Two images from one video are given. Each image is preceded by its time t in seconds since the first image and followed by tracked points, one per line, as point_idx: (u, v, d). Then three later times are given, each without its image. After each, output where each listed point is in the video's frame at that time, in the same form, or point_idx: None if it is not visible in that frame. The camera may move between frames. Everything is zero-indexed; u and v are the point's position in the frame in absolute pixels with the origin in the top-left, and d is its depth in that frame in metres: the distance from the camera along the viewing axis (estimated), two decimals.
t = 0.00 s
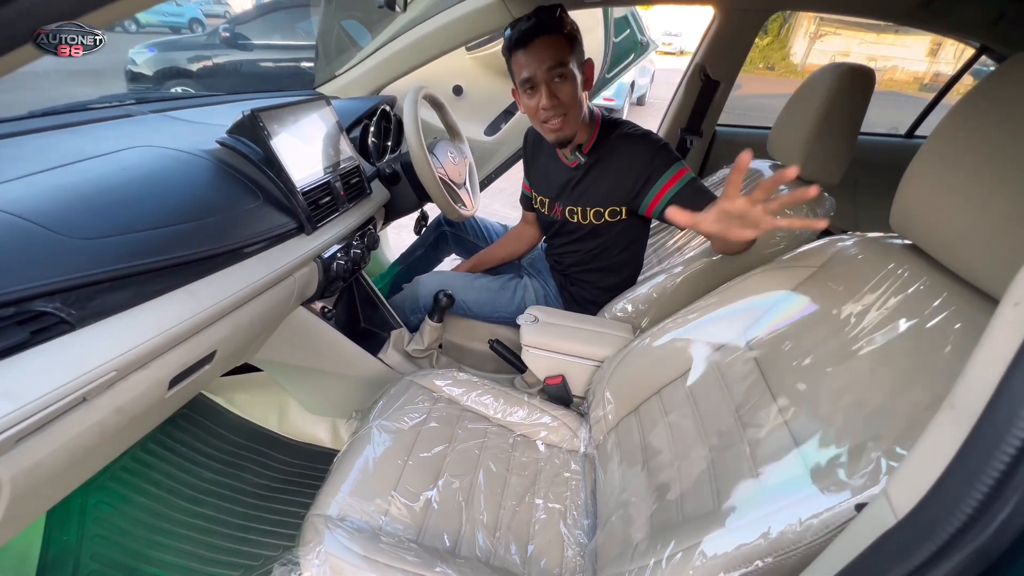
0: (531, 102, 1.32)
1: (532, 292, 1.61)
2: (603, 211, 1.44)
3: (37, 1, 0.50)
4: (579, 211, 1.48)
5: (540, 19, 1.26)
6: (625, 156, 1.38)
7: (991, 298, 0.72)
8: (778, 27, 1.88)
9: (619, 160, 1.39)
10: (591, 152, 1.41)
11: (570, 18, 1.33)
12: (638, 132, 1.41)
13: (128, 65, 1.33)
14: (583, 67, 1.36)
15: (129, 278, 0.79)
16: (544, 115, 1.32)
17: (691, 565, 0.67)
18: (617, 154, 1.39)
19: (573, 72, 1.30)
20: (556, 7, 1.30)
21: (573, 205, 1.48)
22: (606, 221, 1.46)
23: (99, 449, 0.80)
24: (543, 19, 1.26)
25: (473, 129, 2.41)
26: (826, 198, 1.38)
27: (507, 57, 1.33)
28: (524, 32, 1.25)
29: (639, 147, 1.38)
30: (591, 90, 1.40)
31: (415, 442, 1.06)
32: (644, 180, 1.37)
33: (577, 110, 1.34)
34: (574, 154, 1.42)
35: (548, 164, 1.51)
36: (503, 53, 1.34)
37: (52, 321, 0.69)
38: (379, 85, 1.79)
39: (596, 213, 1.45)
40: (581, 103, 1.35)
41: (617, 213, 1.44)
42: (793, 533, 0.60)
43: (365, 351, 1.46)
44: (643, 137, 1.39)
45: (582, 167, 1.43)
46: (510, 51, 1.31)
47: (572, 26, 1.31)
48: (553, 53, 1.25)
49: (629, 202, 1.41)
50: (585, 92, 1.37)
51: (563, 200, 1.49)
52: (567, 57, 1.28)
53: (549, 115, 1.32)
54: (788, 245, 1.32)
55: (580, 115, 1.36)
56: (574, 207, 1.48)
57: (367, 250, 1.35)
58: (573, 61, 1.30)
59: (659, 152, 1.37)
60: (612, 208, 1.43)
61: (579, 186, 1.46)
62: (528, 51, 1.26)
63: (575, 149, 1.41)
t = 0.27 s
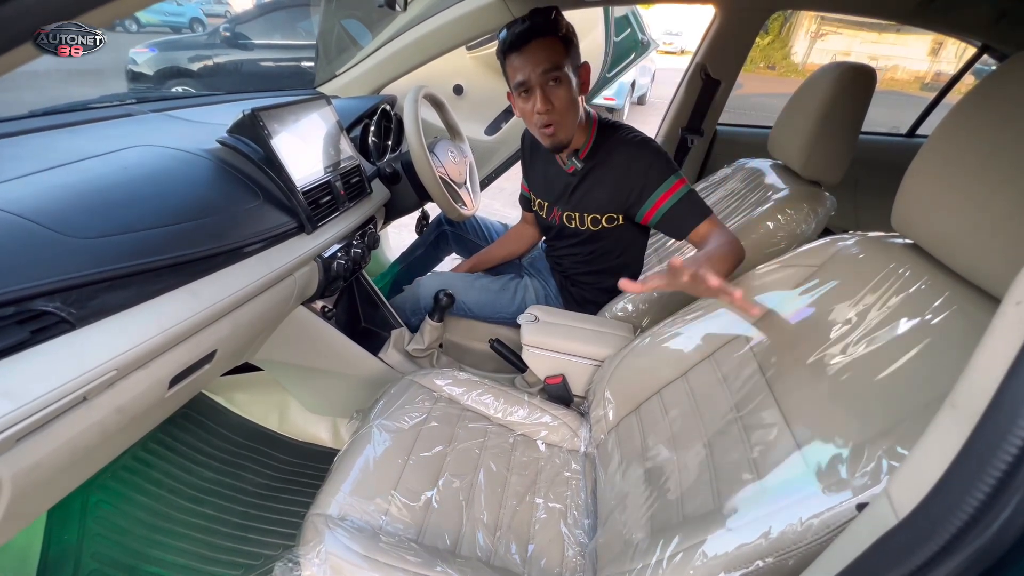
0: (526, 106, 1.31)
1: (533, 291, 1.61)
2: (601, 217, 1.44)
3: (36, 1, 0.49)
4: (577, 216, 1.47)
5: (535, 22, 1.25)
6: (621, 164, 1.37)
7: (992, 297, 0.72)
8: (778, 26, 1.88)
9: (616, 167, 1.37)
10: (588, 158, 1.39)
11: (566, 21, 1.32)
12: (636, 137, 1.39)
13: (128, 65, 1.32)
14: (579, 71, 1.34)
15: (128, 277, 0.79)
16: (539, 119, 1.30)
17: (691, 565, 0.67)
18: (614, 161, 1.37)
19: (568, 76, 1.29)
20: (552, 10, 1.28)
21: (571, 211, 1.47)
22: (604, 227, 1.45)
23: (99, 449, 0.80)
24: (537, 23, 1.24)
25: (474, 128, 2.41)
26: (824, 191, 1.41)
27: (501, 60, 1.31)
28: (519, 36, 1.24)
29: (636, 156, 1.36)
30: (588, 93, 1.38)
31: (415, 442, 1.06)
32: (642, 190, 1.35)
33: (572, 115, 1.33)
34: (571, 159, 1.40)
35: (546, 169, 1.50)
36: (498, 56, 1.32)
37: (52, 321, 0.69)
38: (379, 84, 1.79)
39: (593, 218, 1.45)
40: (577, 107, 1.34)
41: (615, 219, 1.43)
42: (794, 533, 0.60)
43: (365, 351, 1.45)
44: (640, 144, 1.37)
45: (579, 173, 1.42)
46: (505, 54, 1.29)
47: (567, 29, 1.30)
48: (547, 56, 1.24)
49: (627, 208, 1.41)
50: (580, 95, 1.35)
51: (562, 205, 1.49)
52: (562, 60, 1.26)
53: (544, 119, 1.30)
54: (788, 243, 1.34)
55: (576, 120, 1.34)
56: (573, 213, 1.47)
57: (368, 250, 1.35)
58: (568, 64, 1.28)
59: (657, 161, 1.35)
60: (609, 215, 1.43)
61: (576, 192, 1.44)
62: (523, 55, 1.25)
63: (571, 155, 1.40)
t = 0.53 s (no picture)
0: (527, 107, 1.30)
1: (534, 292, 1.61)
2: (601, 221, 1.44)
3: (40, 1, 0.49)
4: (578, 220, 1.47)
5: (538, 24, 1.24)
6: (622, 171, 1.36)
7: (996, 297, 0.72)
8: (780, 26, 1.88)
9: (615, 173, 1.36)
10: (589, 161, 1.38)
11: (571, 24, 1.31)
12: (637, 142, 1.37)
13: (130, 65, 1.31)
14: (582, 73, 1.33)
15: (132, 277, 0.79)
16: (540, 121, 1.30)
17: (694, 565, 0.67)
18: (614, 167, 1.36)
19: (571, 79, 1.28)
20: (557, 13, 1.28)
21: (572, 214, 1.47)
22: (604, 231, 1.45)
23: (102, 449, 0.80)
24: (540, 25, 1.24)
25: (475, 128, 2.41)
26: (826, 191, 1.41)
27: (504, 62, 1.31)
28: (522, 37, 1.23)
29: (636, 163, 1.34)
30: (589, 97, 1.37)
31: (417, 442, 1.06)
32: (643, 197, 1.34)
33: (574, 118, 1.32)
34: (572, 163, 1.40)
35: (548, 171, 1.50)
36: (500, 58, 1.32)
37: (56, 321, 0.69)
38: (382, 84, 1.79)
39: (593, 223, 1.45)
40: (579, 111, 1.33)
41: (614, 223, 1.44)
42: (797, 533, 0.60)
43: (367, 351, 1.46)
44: (641, 150, 1.35)
45: (580, 177, 1.41)
46: (507, 55, 1.29)
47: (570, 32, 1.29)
48: (550, 59, 1.24)
49: (627, 212, 1.41)
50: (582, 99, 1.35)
51: (562, 208, 1.49)
52: (565, 63, 1.25)
53: (546, 122, 1.30)
54: (791, 243, 1.34)
55: (577, 123, 1.33)
56: (573, 216, 1.47)
57: (370, 250, 1.35)
58: (570, 67, 1.27)
59: (657, 167, 1.33)
60: (609, 219, 1.43)
61: (577, 195, 1.44)
62: (525, 56, 1.24)
63: (572, 159, 1.39)
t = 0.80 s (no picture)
0: (534, 105, 1.30)
1: (536, 292, 1.60)
2: (604, 222, 1.44)
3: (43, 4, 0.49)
4: (581, 219, 1.47)
5: (547, 21, 1.23)
6: (625, 171, 1.36)
7: (997, 298, 0.72)
8: (782, 26, 1.88)
9: (619, 174, 1.37)
10: (594, 160, 1.39)
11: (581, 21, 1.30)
12: (643, 143, 1.37)
13: (133, 66, 1.32)
14: (591, 72, 1.32)
15: (136, 278, 0.79)
16: (546, 119, 1.29)
17: (697, 566, 0.67)
18: (618, 167, 1.36)
19: (579, 77, 1.27)
20: (568, 9, 1.26)
21: (575, 214, 1.47)
22: (608, 231, 1.45)
23: (106, 449, 0.80)
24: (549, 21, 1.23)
25: (477, 129, 2.41)
26: (828, 192, 1.41)
27: (512, 57, 1.30)
28: (531, 34, 1.23)
29: (640, 164, 1.34)
30: (595, 95, 1.36)
31: (419, 442, 1.06)
32: (646, 198, 1.34)
33: (580, 116, 1.32)
34: (577, 162, 1.40)
35: (554, 169, 1.50)
36: (509, 54, 1.31)
37: (61, 321, 0.69)
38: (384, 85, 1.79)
39: (597, 223, 1.45)
40: (585, 109, 1.33)
41: (617, 224, 1.44)
42: (800, 534, 0.60)
43: (369, 351, 1.46)
44: (645, 151, 1.35)
45: (584, 176, 1.41)
46: (516, 51, 1.28)
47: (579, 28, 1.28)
48: (558, 57, 1.22)
49: (630, 214, 1.41)
50: (589, 98, 1.34)
51: (566, 207, 1.49)
52: (573, 61, 1.24)
53: (552, 120, 1.29)
54: (792, 244, 1.34)
55: (584, 122, 1.33)
56: (577, 215, 1.47)
57: (372, 250, 1.36)
58: (578, 65, 1.26)
59: (661, 168, 1.33)
60: (612, 220, 1.43)
61: (581, 194, 1.44)
62: (534, 54, 1.23)
63: (577, 158, 1.39)
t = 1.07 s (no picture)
0: (540, 99, 1.34)
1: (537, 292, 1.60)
2: (609, 221, 1.43)
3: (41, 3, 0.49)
4: (586, 218, 1.46)
5: (558, 18, 1.28)
6: (632, 171, 1.35)
7: (1000, 297, 0.72)
8: (782, 25, 1.89)
9: (626, 173, 1.36)
10: (603, 159, 1.39)
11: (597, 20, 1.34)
12: (652, 143, 1.36)
13: (133, 66, 1.32)
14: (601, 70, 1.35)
15: (135, 278, 0.79)
16: (550, 114, 1.33)
17: (698, 566, 0.67)
18: (625, 166, 1.36)
19: (586, 74, 1.30)
20: (582, 7, 1.30)
21: (581, 212, 1.47)
22: (613, 230, 1.44)
23: (105, 449, 0.80)
24: (558, 18, 1.28)
25: (478, 128, 2.41)
26: (830, 192, 1.41)
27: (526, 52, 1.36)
28: (540, 29, 1.28)
29: (648, 164, 1.34)
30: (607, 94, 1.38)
31: (420, 442, 1.06)
32: (649, 198, 1.33)
33: (586, 113, 1.34)
34: (585, 159, 1.41)
35: (563, 166, 1.50)
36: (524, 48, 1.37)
37: (61, 321, 0.69)
38: (385, 84, 1.79)
39: (601, 222, 1.44)
40: (593, 107, 1.35)
41: (623, 224, 1.43)
42: (802, 534, 0.59)
43: (370, 351, 1.46)
44: (653, 152, 1.34)
45: (592, 174, 1.41)
46: (528, 46, 1.33)
47: (592, 27, 1.32)
48: (562, 52, 1.27)
49: (635, 214, 1.40)
50: (599, 96, 1.36)
51: (572, 205, 1.49)
52: (579, 57, 1.28)
53: (555, 114, 1.33)
54: (794, 243, 1.34)
55: (590, 119, 1.35)
56: (583, 213, 1.47)
57: (372, 250, 1.36)
58: (585, 62, 1.30)
59: (668, 169, 1.33)
60: (617, 219, 1.42)
61: (587, 192, 1.44)
62: (542, 49, 1.29)
63: (585, 155, 1.40)
